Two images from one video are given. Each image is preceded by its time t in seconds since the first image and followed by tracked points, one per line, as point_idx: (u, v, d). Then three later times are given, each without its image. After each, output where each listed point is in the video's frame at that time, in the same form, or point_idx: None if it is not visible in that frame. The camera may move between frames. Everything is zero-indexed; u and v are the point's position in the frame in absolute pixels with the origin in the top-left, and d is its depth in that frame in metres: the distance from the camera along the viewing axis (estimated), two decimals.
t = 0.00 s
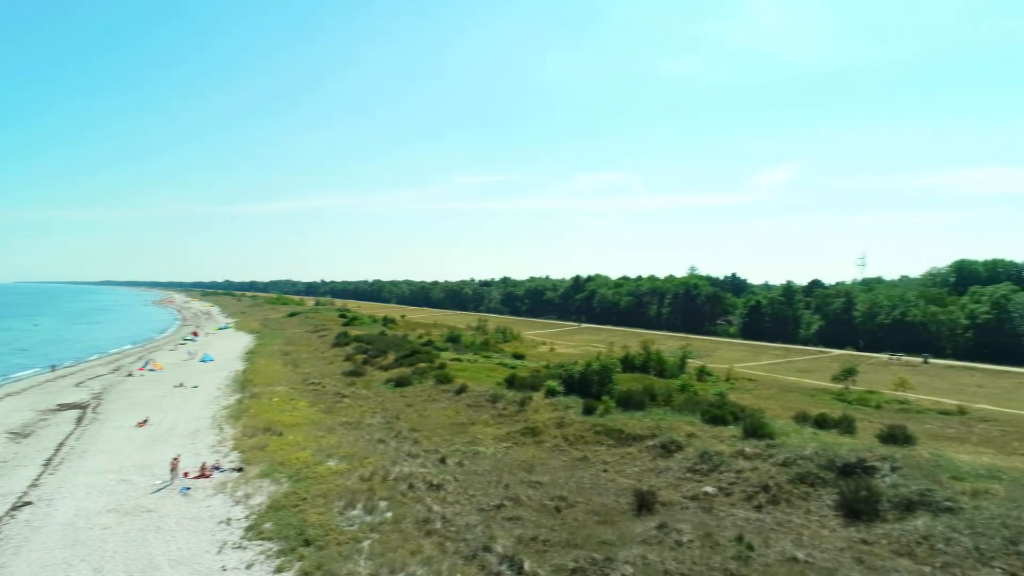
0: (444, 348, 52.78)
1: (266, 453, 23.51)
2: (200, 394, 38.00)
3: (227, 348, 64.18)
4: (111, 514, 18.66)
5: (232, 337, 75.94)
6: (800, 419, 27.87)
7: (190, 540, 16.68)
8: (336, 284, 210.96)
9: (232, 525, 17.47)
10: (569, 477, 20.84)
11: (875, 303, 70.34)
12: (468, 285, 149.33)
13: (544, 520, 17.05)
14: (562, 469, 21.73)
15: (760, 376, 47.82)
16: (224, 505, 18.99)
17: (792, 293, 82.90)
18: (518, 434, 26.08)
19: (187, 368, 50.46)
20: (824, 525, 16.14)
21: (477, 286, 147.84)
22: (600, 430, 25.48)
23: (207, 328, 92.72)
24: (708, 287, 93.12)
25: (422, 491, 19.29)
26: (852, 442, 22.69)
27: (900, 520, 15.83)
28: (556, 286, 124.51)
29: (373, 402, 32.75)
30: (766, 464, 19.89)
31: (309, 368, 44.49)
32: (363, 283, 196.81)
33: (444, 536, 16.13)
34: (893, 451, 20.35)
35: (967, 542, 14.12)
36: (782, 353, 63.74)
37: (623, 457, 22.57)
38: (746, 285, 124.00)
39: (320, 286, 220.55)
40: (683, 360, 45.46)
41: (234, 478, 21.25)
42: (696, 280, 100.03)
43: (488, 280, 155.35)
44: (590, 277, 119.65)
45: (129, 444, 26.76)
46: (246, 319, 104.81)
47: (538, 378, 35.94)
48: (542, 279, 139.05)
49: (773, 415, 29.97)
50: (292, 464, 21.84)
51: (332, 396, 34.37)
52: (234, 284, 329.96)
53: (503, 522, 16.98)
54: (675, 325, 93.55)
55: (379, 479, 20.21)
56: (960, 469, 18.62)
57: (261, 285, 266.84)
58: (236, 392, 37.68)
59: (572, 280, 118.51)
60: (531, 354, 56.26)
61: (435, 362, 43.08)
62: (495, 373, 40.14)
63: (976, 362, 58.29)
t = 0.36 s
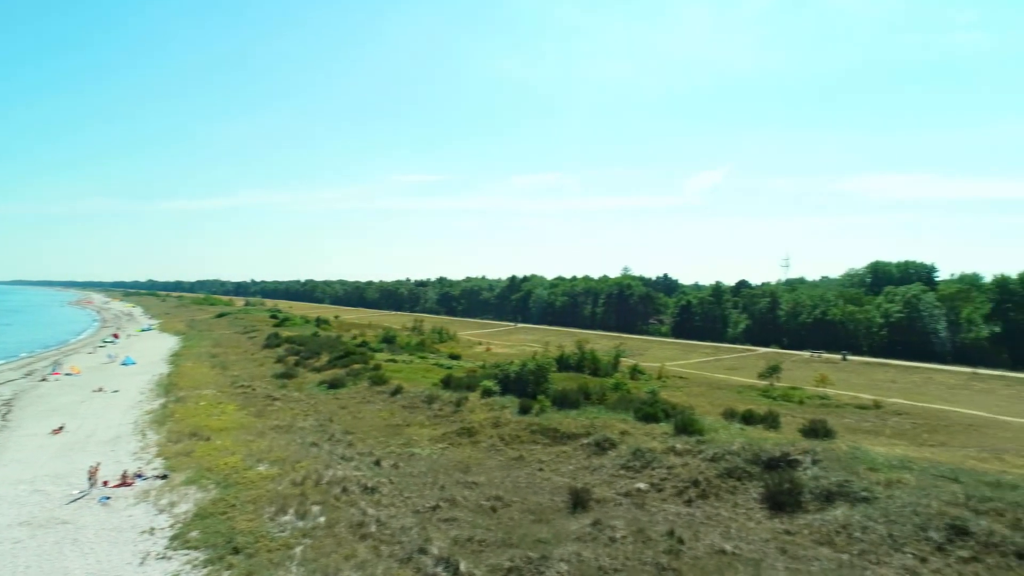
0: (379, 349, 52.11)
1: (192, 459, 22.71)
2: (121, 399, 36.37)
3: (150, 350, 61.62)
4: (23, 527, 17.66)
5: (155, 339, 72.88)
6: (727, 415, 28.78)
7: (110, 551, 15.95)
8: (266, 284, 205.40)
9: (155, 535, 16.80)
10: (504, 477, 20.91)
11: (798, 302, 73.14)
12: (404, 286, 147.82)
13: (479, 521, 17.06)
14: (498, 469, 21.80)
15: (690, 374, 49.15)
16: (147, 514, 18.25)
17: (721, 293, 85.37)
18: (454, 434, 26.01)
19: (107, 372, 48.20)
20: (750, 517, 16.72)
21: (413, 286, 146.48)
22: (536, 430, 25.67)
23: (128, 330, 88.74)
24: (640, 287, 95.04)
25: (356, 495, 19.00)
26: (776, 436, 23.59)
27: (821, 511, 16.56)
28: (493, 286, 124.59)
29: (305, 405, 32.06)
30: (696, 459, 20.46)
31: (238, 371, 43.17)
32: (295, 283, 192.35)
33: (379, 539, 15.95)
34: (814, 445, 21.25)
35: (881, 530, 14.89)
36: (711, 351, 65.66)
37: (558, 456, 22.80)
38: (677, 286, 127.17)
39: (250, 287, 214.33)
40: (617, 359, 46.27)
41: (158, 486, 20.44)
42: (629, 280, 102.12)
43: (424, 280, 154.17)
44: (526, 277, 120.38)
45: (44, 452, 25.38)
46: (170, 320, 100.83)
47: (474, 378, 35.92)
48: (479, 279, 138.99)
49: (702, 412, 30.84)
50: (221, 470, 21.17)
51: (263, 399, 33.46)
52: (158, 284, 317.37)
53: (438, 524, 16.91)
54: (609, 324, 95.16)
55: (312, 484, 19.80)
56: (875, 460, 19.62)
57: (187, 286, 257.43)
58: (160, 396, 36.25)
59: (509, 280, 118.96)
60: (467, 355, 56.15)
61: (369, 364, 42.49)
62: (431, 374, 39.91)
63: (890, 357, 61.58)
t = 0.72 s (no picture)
0: (313, 350, 51.05)
1: (114, 467, 21.73)
2: (36, 405, 34.49)
3: (68, 354, 58.60)
4: None
5: (73, 342, 69.46)
6: (660, 413, 29.46)
7: (22, 567, 15.08)
8: (194, 284, 198.38)
9: (73, 548, 15.99)
10: (441, 477, 20.81)
11: (727, 301, 75.45)
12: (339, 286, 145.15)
13: (416, 523, 16.93)
14: (435, 470, 21.69)
15: (625, 372, 50.04)
16: (64, 526, 17.35)
17: (654, 293, 87.21)
18: (391, 436, 25.72)
19: (19, 377, 45.62)
20: (682, 512, 17.16)
21: (348, 286, 144.00)
22: (473, 430, 25.64)
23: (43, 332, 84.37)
24: (576, 288, 96.21)
25: (289, 500, 18.56)
26: (707, 433, 24.28)
27: (749, 504, 17.13)
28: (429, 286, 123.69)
29: (235, 408, 31.13)
30: (631, 456, 20.84)
31: (164, 374, 41.54)
32: (224, 283, 186.44)
33: (313, 544, 15.63)
34: (743, 440, 21.96)
35: (805, 520, 15.51)
36: (645, 350, 67.04)
37: (494, 456, 22.86)
38: (612, 286, 129.35)
39: (176, 286, 206.50)
40: (554, 358, 46.68)
41: (77, 496, 19.47)
42: (564, 280, 103.31)
43: (359, 280, 151.81)
44: (463, 277, 120.16)
45: None
46: (90, 322, 96.24)
47: (410, 379, 35.63)
48: (415, 279, 137.73)
49: (636, 410, 31.45)
50: (145, 478, 20.33)
51: (190, 403, 32.30)
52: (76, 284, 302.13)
53: (374, 527, 16.69)
54: (546, 324, 95.94)
55: (242, 490, 19.23)
56: (798, 454, 20.42)
57: (108, 286, 246.02)
58: (79, 401, 34.52)
59: (445, 280, 118.38)
60: (404, 355, 55.60)
61: (302, 366, 41.58)
62: (366, 376, 39.36)
63: (813, 355, 64.26)
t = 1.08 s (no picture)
0: (247, 352, 49.67)
1: (32, 476, 20.64)
2: None
3: None
4: None
5: None
6: (598, 411, 29.85)
7: None
8: (119, 284, 190.31)
9: None
10: (379, 480, 20.56)
11: (663, 301, 77.10)
12: (274, 286, 141.64)
13: (353, 527, 16.67)
14: (373, 473, 21.42)
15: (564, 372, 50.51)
16: None
17: (592, 292, 88.42)
18: (327, 439, 25.26)
19: None
20: (619, 508, 17.46)
21: (283, 286, 140.65)
22: (412, 431, 25.44)
23: None
24: (515, 288, 96.69)
25: (220, 507, 18.01)
26: (643, 430, 24.75)
27: (683, 499, 17.56)
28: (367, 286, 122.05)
29: (163, 413, 29.99)
30: (569, 455, 21.06)
31: (86, 378, 39.69)
32: (152, 283, 179.52)
33: (246, 552, 15.21)
34: (678, 437, 22.49)
35: (736, 514, 15.99)
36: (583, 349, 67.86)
37: (434, 457, 22.74)
38: (551, 286, 130.44)
39: (100, 286, 197.62)
40: (493, 358, 46.74)
41: None
42: (504, 280, 103.63)
43: (295, 280, 148.55)
44: (402, 277, 119.05)
45: None
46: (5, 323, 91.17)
47: (348, 381, 35.08)
48: (353, 279, 135.66)
49: (575, 409, 31.79)
50: (65, 487, 19.39)
51: (114, 408, 30.96)
52: None
53: (310, 532, 16.36)
54: (486, 324, 96.03)
55: (170, 497, 18.55)
56: (730, 450, 21.06)
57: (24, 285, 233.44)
58: None
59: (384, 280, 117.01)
60: (341, 357, 54.71)
61: (235, 368, 40.41)
62: (302, 378, 38.54)
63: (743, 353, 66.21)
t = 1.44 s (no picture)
0: (180, 355, 48.04)
1: None
2: None
3: None
4: None
5: None
6: (541, 411, 30.03)
7: None
8: (41, 283, 181.36)
9: None
10: (320, 484, 20.20)
11: (604, 301, 78.12)
12: (209, 285, 137.37)
13: (292, 532, 16.33)
14: (313, 477, 21.03)
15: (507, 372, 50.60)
16: None
17: (535, 292, 89.04)
18: (265, 443, 24.66)
19: None
20: (562, 507, 17.61)
21: (219, 286, 136.53)
22: (353, 433, 25.09)
23: None
24: (458, 287, 96.50)
25: (152, 515, 17.38)
26: (584, 429, 25.02)
27: (624, 497, 17.84)
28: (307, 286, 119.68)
29: (90, 419, 28.72)
30: (512, 455, 21.12)
31: (5, 383, 37.65)
32: (78, 283, 171.65)
33: (179, 561, 14.72)
34: (618, 435, 22.82)
35: (675, 510, 16.33)
36: (526, 349, 68.16)
37: (376, 459, 22.47)
38: (494, 286, 130.55)
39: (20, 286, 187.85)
40: (436, 358, 46.49)
41: None
42: (447, 279, 103.12)
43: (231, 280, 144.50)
44: (343, 277, 117.18)
45: None
46: None
47: (287, 383, 34.33)
48: (293, 279, 132.73)
49: (517, 409, 31.90)
50: None
51: (36, 414, 29.48)
52: None
53: (247, 539, 15.96)
54: (428, 324, 95.31)
55: (98, 506, 17.79)
56: (669, 447, 21.50)
57: None
58: None
59: (324, 279, 114.89)
60: (280, 359, 53.48)
61: (167, 371, 39.02)
62: (239, 380, 37.54)
63: (682, 351, 67.50)
